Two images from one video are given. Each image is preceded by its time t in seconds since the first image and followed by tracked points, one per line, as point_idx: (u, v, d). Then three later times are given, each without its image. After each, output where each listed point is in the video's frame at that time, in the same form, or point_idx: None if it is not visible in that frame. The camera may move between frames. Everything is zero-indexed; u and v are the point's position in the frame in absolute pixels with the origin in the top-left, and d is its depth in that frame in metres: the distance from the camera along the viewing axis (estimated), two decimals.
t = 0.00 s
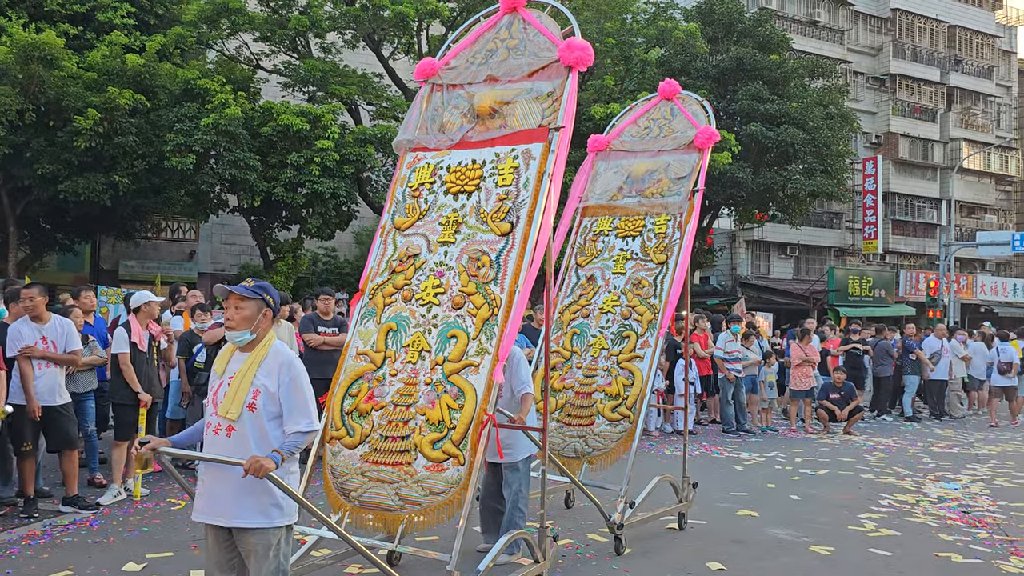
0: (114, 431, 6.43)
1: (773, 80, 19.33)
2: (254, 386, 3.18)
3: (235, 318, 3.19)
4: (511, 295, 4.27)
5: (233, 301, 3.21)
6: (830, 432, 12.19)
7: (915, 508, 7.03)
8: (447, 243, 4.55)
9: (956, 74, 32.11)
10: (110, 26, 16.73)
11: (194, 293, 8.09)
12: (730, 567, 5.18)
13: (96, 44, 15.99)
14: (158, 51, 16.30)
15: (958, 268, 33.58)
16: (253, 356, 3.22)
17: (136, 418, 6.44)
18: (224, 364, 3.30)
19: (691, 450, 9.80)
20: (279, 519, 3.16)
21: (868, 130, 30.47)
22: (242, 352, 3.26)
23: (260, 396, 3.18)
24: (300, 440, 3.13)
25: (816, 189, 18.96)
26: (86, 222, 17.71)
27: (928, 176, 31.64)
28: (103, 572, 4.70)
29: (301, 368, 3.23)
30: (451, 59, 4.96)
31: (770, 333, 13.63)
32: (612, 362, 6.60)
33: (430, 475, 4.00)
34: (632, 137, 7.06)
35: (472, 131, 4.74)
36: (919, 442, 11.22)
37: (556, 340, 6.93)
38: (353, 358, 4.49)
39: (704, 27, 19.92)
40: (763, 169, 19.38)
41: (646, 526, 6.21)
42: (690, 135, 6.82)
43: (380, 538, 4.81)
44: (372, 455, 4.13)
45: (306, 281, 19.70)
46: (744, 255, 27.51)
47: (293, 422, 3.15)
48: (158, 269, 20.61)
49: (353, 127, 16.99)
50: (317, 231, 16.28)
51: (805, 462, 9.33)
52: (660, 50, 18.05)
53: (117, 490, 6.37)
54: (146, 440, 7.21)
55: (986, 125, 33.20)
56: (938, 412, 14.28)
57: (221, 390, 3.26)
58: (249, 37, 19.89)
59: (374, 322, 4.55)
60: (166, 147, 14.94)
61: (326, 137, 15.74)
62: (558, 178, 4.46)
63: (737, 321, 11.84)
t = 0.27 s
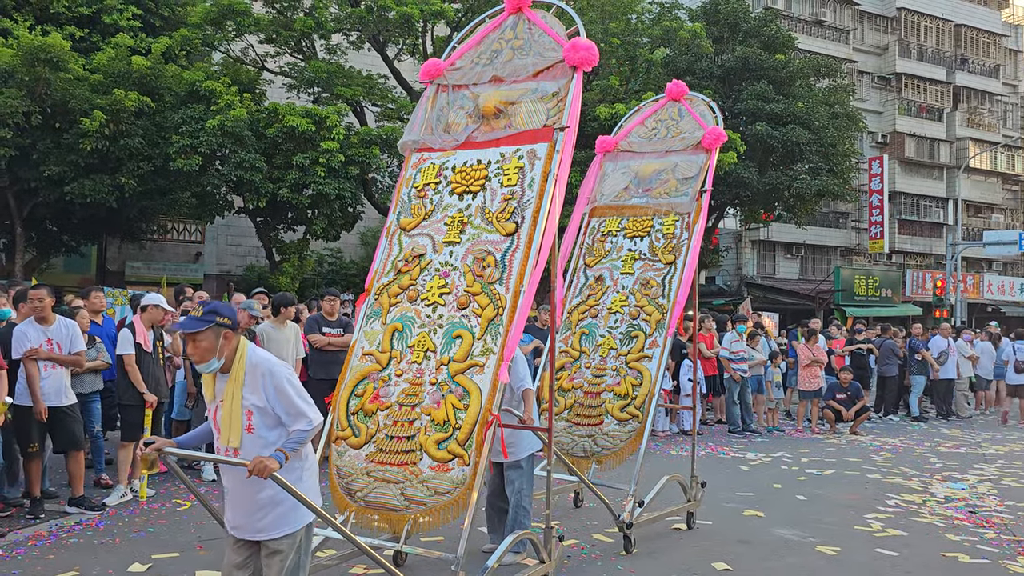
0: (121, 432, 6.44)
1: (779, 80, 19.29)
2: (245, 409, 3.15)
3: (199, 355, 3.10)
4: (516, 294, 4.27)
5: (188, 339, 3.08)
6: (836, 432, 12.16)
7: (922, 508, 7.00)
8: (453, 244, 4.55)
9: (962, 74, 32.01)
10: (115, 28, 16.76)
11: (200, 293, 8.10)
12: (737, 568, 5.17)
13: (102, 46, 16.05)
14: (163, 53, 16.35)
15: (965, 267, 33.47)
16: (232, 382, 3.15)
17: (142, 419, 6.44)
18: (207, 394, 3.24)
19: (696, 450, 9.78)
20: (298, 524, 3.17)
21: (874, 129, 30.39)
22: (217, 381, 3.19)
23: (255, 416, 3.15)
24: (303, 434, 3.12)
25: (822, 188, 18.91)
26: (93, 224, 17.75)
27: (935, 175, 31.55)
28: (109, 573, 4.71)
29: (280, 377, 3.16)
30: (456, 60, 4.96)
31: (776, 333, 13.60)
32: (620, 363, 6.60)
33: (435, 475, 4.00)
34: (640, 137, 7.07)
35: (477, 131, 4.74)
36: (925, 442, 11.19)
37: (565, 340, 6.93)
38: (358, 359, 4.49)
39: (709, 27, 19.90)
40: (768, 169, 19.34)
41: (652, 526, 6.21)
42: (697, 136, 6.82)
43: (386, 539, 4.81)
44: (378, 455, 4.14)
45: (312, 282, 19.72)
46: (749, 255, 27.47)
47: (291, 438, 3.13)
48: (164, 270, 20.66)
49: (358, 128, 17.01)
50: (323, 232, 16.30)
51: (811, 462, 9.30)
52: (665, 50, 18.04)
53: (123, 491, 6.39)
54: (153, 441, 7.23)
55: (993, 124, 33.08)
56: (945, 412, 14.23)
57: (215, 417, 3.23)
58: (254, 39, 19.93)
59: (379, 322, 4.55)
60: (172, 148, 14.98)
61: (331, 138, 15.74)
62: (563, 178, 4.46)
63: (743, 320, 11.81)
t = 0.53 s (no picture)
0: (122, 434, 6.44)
1: (779, 81, 19.27)
2: (236, 434, 3.11)
3: (176, 397, 3.04)
4: (517, 295, 4.27)
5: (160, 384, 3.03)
6: (838, 432, 12.14)
7: (924, 509, 6.98)
8: (453, 244, 4.54)
9: (964, 74, 31.97)
10: (116, 30, 16.76)
11: (201, 295, 8.08)
12: (738, 569, 5.16)
13: (103, 48, 16.05)
14: (164, 55, 16.36)
15: (966, 268, 33.43)
16: (215, 413, 3.10)
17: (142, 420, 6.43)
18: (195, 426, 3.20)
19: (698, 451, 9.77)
20: (306, 525, 3.15)
21: (875, 130, 30.36)
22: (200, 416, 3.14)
23: (247, 440, 3.12)
24: (303, 435, 3.11)
25: (823, 189, 18.90)
26: (94, 225, 17.75)
27: (936, 175, 31.52)
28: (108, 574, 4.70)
29: (263, 397, 3.10)
30: (456, 60, 4.95)
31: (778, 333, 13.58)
32: (624, 363, 6.59)
33: (436, 475, 3.99)
34: (644, 139, 7.08)
35: (477, 131, 4.73)
36: (927, 442, 11.17)
37: (569, 341, 6.91)
38: (359, 360, 4.48)
39: (710, 28, 19.89)
40: (769, 170, 19.32)
41: (654, 527, 6.20)
42: (700, 137, 6.82)
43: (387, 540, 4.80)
44: (379, 456, 4.13)
45: (312, 284, 19.70)
46: (751, 256, 27.45)
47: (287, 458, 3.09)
48: (165, 271, 20.66)
49: (359, 129, 17.01)
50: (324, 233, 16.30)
51: (813, 463, 9.28)
52: (665, 51, 18.04)
53: (124, 492, 6.39)
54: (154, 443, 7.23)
55: (994, 124, 33.07)
56: (947, 412, 14.21)
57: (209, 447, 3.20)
58: (255, 40, 19.94)
59: (380, 323, 4.54)
60: (172, 149, 14.98)
61: (331, 140, 15.73)
62: (563, 177, 4.46)
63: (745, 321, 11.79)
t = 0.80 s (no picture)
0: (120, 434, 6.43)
1: (779, 80, 19.26)
2: (237, 405, 3.13)
3: (197, 342, 3.13)
4: (515, 294, 4.26)
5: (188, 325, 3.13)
6: (838, 432, 12.13)
7: (924, 509, 6.97)
8: (451, 244, 4.54)
9: (963, 73, 31.97)
10: (115, 30, 16.74)
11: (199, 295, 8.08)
12: (738, 569, 5.15)
13: (102, 48, 16.04)
14: (163, 55, 16.38)
15: (966, 268, 33.45)
16: (227, 376, 3.15)
17: (140, 420, 6.45)
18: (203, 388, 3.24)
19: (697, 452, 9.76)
20: (289, 524, 3.14)
21: (874, 129, 30.36)
22: (214, 374, 3.19)
23: (246, 415, 3.13)
24: (302, 435, 3.11)
25: (822, 189, 18.90)
26: (93, 225, 17.73)
27: (935, 175, 31.53)
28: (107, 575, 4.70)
29: (274, 375, 3.14)
30: (455, 60, 4.95)
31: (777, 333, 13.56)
32: (625, 363, 6.58)
33: (435, 475, 3.98)
34: (646, 140, 7.09)
35: (476, 131, 4.72)
36: (927, 442, 11.16)
37: (572, 341, 6.89)
38: (357, 359, 4.47)
39: (709, 28, 19.88)
40: (768, 170, 19.31)
41: (654, 527, 6.19)
42: (703, 138, 6.83)
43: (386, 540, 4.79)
44: (377, 456, 4.12)
45: (312, 284, 19.71)
46: (750, 256, 27.44)
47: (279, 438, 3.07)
48: (164, 272, 20.66)
49: (358, 129, 17.01)
50: (323, 233, 16.31)
51: (813, 463, 9.27)
52: (664, 50, 18.05)
53: (122, 493, 6.38)
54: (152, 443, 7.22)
55: (993, 124, 33.06)
56: (947, 412, 14.20)
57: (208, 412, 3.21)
58: (254, 40, 19.93)
59: (378, 323, 4.54)
60: (172, 150, 14.99)
61: (330, 140, 15.71)
62: (563, 178, 4.45)
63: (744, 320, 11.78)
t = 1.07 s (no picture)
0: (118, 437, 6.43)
1: (777, 83, 19.27)
2: (234, 395, 3.13)
3: (205, 328, 3.15)
4: (513, 295, 4.25)
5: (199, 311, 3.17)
6: (837, 434, 12.12)
7: (923, 511, 6.97)
8: (449, 246, 4.53)
9: (961, 76, 32.02)
10: (114, 33, 16.75)
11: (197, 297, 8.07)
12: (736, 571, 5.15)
13: (101, 51, 16.05)
14: (162, 58, 16.41)
15: (965, 270, 33.47)
16: (230, 365, 3.17)
17: (138, 423, 6.44)
18: (203, 376, 3.25)
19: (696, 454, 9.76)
20: (275, 524, 3.13)
21: (873, 132, 30.37)
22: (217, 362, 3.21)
23: (242, 405, 3.13)
24: (296, 437, 3.09)
25: (821, 191, 18.90)
26: (91, 228, 17.72)
27: (934, 177, 31.56)
28: None
29: (275, 369, 3.15)
30: (453, 62, 4.96)
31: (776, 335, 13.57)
32: (625, 365, 6.58)
33: (431, 478, 3.97)
34: (647, 142, 7.10)
35: (474, 132, 4.72)
36: (926, 444, 11.16)
37: (573, 343, 6.90)
38: (354, 362, 4.47)
39: (707, 30, 19.89)
40: (767, 172, 19.32)
41: (653, 529, 6.19)
42: (703, 140, 6.83)
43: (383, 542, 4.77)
44: (374, 458, 4.11)
45: (311, 287, 19.69)
46: (749, 258, 27.44)
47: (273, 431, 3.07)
48: (163, 274, 20.65)
49: (357, 132, 17.00)
50: (321, 236, 16.31)
51: (811, 465, 9.27)
52: (662, 53, 18.07)
53: (120, 496, 6.37)
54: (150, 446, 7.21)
55: (992, 126, 33.10)
56: (947, 414, 14.19)
57: (204, 400, 3.21)
58: (253, 43, 19.94)
59: (375, 325, 4.53)
60: (170, 153, 14.99)
61: (329, 142, 15.71)
62: (560, 179, 4.45)
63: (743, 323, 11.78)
